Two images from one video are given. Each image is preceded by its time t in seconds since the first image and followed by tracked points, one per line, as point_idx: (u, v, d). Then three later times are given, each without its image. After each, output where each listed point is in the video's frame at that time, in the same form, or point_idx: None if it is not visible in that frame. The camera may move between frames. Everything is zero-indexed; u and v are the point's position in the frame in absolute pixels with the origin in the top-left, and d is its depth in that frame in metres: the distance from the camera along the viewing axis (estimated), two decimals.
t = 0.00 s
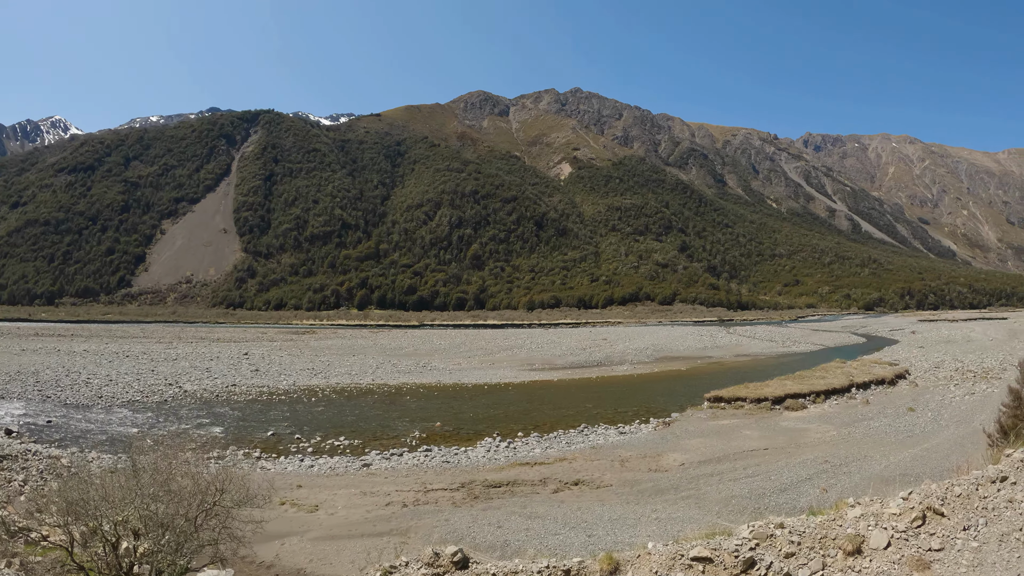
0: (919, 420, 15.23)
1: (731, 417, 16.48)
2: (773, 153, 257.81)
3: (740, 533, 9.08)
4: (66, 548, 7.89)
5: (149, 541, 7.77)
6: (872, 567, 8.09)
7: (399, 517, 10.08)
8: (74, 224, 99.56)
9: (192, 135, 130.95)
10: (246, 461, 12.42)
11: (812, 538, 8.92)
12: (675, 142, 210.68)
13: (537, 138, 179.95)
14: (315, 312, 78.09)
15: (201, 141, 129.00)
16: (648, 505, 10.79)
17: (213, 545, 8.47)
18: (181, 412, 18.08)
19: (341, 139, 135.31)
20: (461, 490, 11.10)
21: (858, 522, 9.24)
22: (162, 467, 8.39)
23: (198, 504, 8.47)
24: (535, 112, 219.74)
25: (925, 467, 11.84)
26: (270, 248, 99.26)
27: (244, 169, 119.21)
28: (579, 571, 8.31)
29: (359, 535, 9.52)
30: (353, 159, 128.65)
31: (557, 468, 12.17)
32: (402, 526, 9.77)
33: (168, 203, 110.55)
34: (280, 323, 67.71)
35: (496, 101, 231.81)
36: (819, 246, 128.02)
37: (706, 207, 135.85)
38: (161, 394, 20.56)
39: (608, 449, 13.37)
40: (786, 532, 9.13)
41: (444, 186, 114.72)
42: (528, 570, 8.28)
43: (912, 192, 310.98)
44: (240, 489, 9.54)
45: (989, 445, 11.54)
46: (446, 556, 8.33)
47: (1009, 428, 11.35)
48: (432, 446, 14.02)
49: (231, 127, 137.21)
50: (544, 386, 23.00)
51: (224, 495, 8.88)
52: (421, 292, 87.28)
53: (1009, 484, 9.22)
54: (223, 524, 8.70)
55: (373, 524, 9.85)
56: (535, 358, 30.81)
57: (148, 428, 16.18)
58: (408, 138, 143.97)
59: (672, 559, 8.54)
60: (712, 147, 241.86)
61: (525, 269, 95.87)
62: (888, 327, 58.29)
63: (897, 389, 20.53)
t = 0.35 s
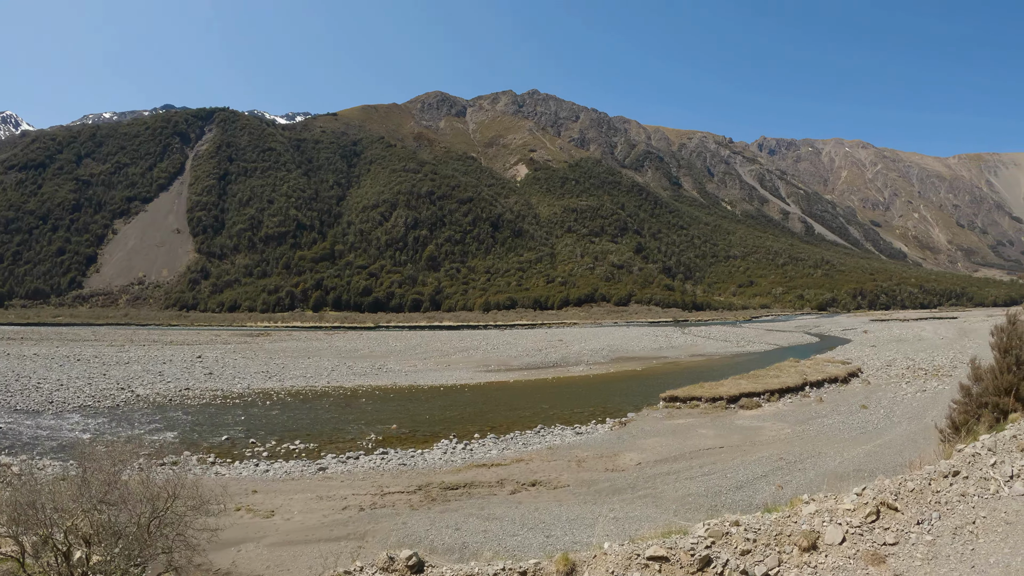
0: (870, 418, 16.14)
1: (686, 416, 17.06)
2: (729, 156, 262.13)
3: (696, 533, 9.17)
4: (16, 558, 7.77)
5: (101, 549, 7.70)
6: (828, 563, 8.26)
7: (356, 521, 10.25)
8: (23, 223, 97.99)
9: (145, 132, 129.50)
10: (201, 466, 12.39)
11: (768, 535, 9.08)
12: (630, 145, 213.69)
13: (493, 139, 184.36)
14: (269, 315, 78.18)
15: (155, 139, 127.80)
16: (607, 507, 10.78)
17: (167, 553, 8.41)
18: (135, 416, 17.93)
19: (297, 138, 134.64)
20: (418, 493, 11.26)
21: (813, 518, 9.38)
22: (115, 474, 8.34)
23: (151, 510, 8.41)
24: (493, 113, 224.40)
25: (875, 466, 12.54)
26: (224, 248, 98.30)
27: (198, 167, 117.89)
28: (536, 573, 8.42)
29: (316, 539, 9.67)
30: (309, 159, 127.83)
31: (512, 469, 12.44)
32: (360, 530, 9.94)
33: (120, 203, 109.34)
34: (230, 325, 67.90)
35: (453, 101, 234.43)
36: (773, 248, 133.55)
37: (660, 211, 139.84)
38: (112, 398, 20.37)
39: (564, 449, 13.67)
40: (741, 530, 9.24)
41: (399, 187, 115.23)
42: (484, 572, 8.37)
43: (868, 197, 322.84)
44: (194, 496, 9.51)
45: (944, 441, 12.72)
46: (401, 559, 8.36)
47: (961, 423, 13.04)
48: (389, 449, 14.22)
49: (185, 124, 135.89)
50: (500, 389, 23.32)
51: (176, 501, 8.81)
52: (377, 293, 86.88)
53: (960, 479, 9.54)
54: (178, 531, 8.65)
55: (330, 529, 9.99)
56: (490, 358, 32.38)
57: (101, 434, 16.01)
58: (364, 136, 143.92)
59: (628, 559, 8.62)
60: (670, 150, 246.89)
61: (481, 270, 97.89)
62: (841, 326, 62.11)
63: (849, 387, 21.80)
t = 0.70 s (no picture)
0: (823, 417, 17.01)
1: (640, 417, 17.70)
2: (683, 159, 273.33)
3: (649, 532, 9.28)
4: None
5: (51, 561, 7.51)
6: (782, 560, 8.38)
7: (310, 527, 10.33)
8: None
9: (96, 128, 127.31)
10: (151, 473, 12.21)
11: (720, 534, 9.16)
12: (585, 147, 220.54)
13: (448, 140, 189.54)
14: (221, 316, 77.40)
15: (106, 136, 125.75)
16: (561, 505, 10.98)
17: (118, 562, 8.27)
18: (85, 422, 17.61)
19: (250, 136, 133.06)
20: (373, 497, 11.36)
21: (765, 516, 9.50)
22: (64, 482, 8.20)
23: (101, 519, 8.26)
24: (448, 113, 228.51)
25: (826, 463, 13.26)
26: (174, 248, 96.69)
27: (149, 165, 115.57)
28: None
29: (272, 545, 9.74)
30: (262, 157, 126.54)
31: (465, 471, 12.66)
32: (315, 535, 10.04)
33: (70, 201, 107.50)
34: (182, 327, 68.16)
35: (408, 102, 237.73)
36: (724, 250, 140.11)
37: (614, 212, 144.00)
38: (61, 404, 19.95)
39: (520, 452, 14.08)
40: (695, 530, 9.32)
41: (353, 187, 115.53)
42: None
43: (818, 199, 335.24)
44: (144, 503, 9.40)
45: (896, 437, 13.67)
46: (352, 565, 8.28)
47: (910, 420, 14.08)
48: (343, 452, 14.30)
49: (137, 121, 133.85)
50: (455, 391, 23.67)
51: (125, 509, 8.68)
52: (329, 295, 86.89)
53: (911, 475, 9.80)
54: (129, 539, 8.52)
55: (283, 535, 10.06)
56: (441, 360, 33.55)
57: (48, 441, 15.66)
58: (318, 136, 143.47)
59: (581, 561, 8.67)
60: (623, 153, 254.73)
61: (435, 272, 100.17)
62: (793, 327, 65.22)
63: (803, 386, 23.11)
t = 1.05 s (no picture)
0: (773, 416, 17.55)
1: (592, 418, 18.06)
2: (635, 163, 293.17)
3: (601, 534, 9.32)
4: None
5: None
6: (734, 559, 8.48)
7: (263, 532, 10.22)
8: None
9: (43, 123, 125.08)
10: (97, 481, 11.89)
11: (672, 534, 9.21)
12: (536, 150, 232.40)
13: (400, 139, 193.96)
14: (169, 318, 76.59)
15: (53, 131, 123.44)
16: (512, 505, 11.76)
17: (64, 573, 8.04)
18: (30, 428, 17.14)
19: (201, 134, 132.47)
20: (325, 502, 11.29)
21: (716, 515, 9.56)
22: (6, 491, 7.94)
23: (47, 529, 8.00)
24: (400, 114, 233.43)
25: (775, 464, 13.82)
26: (122, 248, 95.21)
27: (97, 162, 113.32)
28: None
29: (221, 552, 9.57)
30: (212, 155, 126.32)
31: (416, 474, 12.71)
32: (267, 541, 9.92)
33: (14, 198, 105.60)
34: (128, 328, 67.25)
35: (362, 101, 240.89)
36: (674, 252, 147.27)
37: (565, 213, 150.29)
38: (6, 409, 19.38)
39: (473, 454, 14.28)
40: (647, 530, 9.37)
41: (304, 186, 115.58)
42: None
43: (768, 204, 348.25)
44: (91, 512, 9.15)
45: (846, 436, 14.05)
46: (302, 569, 8.11)
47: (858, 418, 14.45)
48: (293, 456, 14.19)
49: (86, 116, 131.74)
50: (408, 393, 23.84)
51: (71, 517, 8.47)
52: (280, 296, 86.67)
53: (860, 472, 9.96)
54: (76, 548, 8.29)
55: (235, 541, 9.91)
56: (393, 361, 34.20)
57: None
58: (270, 135, 142.81)
59: (533, 563, 8.70)
60: (576, 155, 264.36)
61: (386, 273, 99.94)
62: (745, 329, 67.56)
63: (755, 384, 23.80)
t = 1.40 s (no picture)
0: (722, 417, 18.44)
1: (542, 420, 18.84)
2: (589, 167, 305.61)
3: (552, 537, 9.37)
4: None
5: None
6: (685, 560, 8.52)
7: (212, 540, 10.03)
8: None
9: None
10: (39, 489, 11.49)
11: (623, 535, 9.25)
12: (489, 153, 246.11)
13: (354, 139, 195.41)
14: (113, 321, 74.98)
15: None
16: (464, 508, 11.83)
17: None
18: None
19: (150, 130, 130.92)
20: (275, 508, 11.16)
21: (666, 516, 9.65)
22: None
23: None
24: (353, 114, 234.76)
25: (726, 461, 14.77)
26: (68, 247, 94.38)
27: (43, 158, 112.51)
28: None
29: (169, 561, 9.37)
30: (161, 152, 124.46)
31: (367, 478, 12.77)
32: (217, 549, 9.74)
33: None
34: (71, 331, 65.54)
35: (315, 100, 242.80)
36: (624, 254, 153.45)
37: (517, 216, 152.52)
38: None
39: (425, 456, 14.46)
40: (597, 532, 9.41)
41: (254, 186, 114.25)
42: None
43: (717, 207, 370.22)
44: (33, 522, 8.85)
45: (795, 436, 14.59)
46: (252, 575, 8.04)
47: (809, 419, 14.87)
48: (242, 462, 14.05)
49: (33, 110, 130.27)
50: (358, 397, 23.99)
51: (15, 528, 8.16)
52: (229, 297, 85.66)
53: (809, 472, 10.10)
54: (17, 561, 7.98)
55: (183, 550, 9.70)
56: (345, 364, 34.82)
57: None
58: (221, 132, 140.81)
59: (484, 568, 8.70)
60: (530, 159, 273.28)
61: (335, 276, 99.22)
62: (694, 331, 70.57)
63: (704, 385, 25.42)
